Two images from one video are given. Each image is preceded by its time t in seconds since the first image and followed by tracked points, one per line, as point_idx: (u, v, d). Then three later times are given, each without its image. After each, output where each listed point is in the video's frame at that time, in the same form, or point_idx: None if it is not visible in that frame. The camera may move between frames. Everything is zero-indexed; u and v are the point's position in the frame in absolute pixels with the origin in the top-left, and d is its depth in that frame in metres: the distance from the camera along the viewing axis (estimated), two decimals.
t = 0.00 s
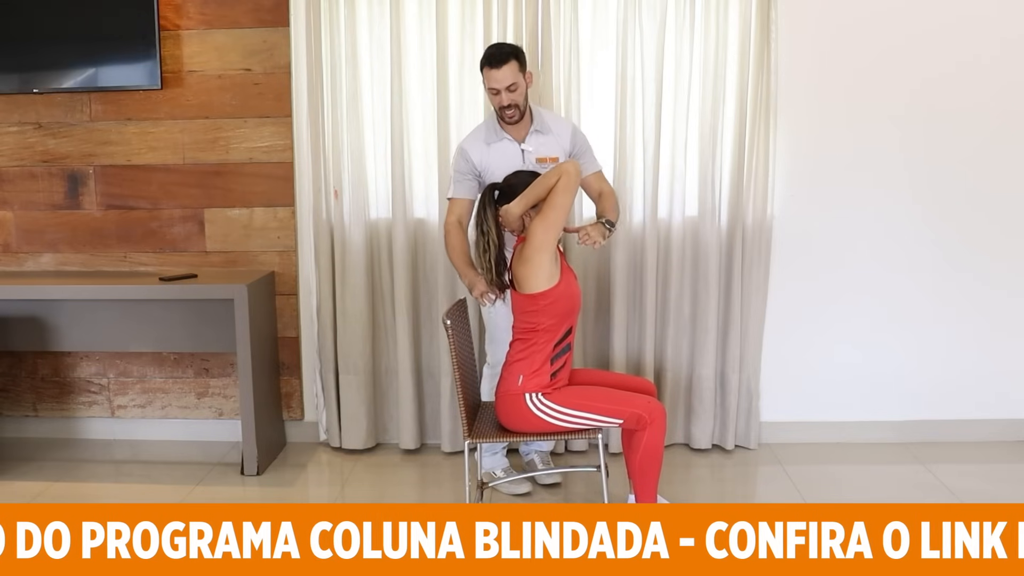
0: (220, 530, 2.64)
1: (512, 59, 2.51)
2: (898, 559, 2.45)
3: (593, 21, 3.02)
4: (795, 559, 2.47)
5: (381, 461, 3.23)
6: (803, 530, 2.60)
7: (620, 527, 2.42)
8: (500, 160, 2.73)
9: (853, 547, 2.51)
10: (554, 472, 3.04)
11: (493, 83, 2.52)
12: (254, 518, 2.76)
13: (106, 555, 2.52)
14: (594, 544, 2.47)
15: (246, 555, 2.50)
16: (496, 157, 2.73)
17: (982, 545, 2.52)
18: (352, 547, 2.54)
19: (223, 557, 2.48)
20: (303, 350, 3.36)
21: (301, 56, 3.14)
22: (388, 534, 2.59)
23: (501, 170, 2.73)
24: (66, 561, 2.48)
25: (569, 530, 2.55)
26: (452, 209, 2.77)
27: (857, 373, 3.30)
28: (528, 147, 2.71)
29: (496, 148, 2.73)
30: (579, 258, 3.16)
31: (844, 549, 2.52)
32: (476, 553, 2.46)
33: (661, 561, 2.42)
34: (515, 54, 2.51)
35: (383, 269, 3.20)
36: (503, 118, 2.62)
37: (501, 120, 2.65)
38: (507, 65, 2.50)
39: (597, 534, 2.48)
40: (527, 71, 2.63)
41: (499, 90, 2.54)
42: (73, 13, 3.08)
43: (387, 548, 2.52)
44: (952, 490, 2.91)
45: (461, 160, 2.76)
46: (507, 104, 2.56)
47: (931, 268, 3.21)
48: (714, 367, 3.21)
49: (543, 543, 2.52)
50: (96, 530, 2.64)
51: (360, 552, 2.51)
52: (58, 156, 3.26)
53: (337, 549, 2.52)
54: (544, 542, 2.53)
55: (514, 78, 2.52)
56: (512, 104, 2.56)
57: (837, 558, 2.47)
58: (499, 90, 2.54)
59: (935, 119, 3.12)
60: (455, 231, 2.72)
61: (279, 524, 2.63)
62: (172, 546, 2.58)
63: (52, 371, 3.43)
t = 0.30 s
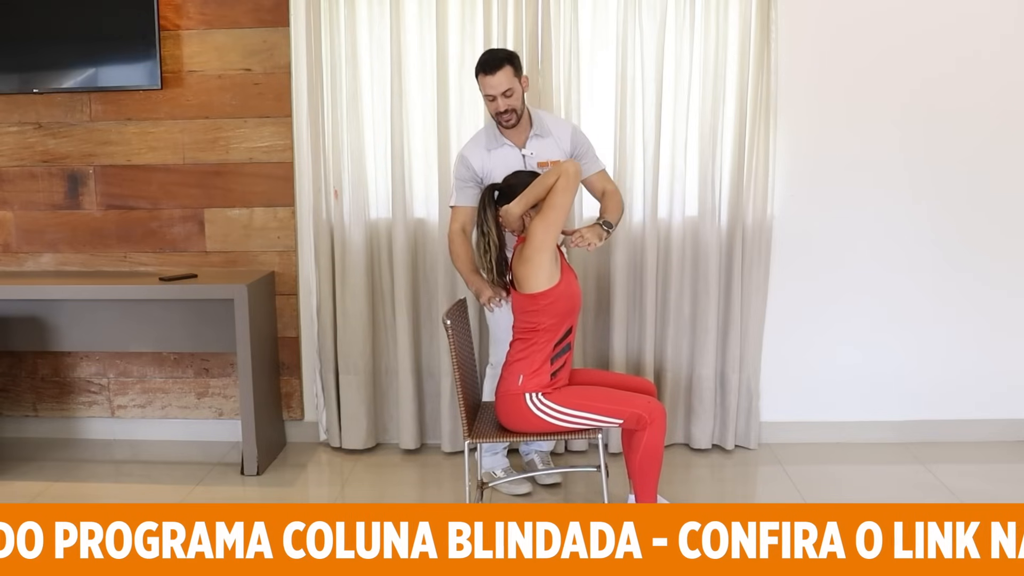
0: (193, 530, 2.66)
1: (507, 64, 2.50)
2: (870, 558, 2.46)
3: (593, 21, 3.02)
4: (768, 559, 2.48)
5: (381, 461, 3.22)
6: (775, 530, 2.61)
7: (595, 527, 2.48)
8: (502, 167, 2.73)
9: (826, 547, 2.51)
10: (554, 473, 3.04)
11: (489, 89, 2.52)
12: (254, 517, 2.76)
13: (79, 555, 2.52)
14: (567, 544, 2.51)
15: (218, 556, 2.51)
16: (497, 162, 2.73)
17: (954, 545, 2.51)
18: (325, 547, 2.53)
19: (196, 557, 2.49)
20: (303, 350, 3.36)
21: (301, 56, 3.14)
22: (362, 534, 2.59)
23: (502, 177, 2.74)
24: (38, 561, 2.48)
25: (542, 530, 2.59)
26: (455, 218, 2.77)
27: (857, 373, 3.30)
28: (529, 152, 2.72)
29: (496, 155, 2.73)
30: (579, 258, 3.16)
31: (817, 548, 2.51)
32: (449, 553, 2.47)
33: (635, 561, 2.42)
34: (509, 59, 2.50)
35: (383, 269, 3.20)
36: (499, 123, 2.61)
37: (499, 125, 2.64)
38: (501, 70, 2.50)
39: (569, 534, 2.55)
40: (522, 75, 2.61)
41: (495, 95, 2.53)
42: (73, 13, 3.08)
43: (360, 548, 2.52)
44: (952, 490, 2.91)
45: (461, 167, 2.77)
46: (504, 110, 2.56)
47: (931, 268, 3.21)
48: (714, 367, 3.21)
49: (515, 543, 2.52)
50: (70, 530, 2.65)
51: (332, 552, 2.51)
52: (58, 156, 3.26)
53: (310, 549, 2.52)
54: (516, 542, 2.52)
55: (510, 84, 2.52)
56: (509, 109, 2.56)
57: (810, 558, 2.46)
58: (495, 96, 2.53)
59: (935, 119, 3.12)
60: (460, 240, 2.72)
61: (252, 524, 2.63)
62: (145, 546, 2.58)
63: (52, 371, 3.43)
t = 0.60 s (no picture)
0: (166, 530, 2.66)
1: (502, 67, 2.49)
2: (843, 558, 2.45)
3: (593, 21, 3.02)
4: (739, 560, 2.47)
5: (381, 461, 3.22)
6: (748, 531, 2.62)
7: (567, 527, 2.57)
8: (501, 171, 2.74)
9: (799, 547, 2.51)
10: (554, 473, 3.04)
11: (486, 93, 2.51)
12: (254, 518, 2.76)
13: (52, 555, 2.51)
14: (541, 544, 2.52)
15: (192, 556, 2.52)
16: (497, 165, 2.74)
17: (927, 545, 2.52)
18: (298, 547, 2.53)
19: (170, 557, 2.50)
20: (303, 350, 3.36)
21: (301, 56, 3.14)
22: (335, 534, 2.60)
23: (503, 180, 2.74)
24: (10, 561, 2.47)
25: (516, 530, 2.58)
26: (455, 221, 2.78)
27: (857, 373, 3.30)
28: (528, 154, 2.71)
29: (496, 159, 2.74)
30: (579, 258, 3.16)
31: (790, 549, 2.50)
32: (422, 553, 2.48)
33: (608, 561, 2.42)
34: (505, 62, 2.50)
35: (383, 269, 3.20)
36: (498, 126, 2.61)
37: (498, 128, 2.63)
38: (496, 73, 2.49)
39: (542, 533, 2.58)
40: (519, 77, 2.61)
41: (492, 99, 2.53)
42: (73, 13, 3.08)
43: (334, 549, 2.53)
44: (952, 490, 2.91)
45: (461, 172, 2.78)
46: (501, 113, 2.55)
47: (931, 268, 3.21)
48: (714, 367, 3.21)
49: (489, 544, 2.49)
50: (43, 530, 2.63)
51: (305, 552, 2.51)
52: (58, 156, 3.26)
53: (283, 549, 2.51)
54: (489, 543, 2.49)
55: (507, 87, 2.52)
56: (506, 112, 2.55)
57: (783, 558, 2.46)
58: (492, 100, 2.53)
59: (934, 119, 3.12)
60: (460, 242, 2.74)
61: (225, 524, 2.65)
62: (118, 546, 2.58)
63: (52, 371, 3.43)
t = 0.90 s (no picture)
0: (139, 529, 2.65)
1: (497, 69, 2.50)
2: (816, 559, 2.46)
3: (593, 21, 3.02)
4: (711, 560, 2.46)
5: (381, 461, 3.22)
6: (721, 531, 2.61)
7: (539, 527, 2.60)
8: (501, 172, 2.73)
9: (772, 547, 2.51)
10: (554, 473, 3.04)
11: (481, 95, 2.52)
12: (256, 518, 2.76)
13: (24, 555, 2.50)
14: (513, 544, 2.52)
15: (165, 555, 2.53)
16: (496, 166, 2.74)
17: (900, 544, 2.54)
18: (271, 547, 2.53)
19: (142, 557, 2.51)
20: (303, 350, 3.36)
21: (301, 56, 3.14)
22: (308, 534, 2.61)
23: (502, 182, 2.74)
24: None
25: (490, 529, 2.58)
26: (455, 224, 2.78)
27: (857, 373, 3.30)
28: (525, 156, 2.71)
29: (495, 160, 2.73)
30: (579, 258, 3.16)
31: (763, 549, 2.50)
32: (395, 554, 2.49)
33: (580, 561, 2.43)
34: (501, 63, 2.51)
35: (383, 269, 3.20)
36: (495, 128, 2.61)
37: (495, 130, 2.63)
38: (492, 75, 2.50)
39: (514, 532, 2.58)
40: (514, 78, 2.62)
41: (488, 101, 2.53)
42: (73, 13, 3.08)
43: (306, 549, 2.54)
44: (952, 490, 2.91)
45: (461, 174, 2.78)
46: (497, 115, 2.55)
47: (931, 268, 3.21)
48: (714, 367, 3.21)
49: (461, 543, 2.51)
50: (15, 530, 2.62)
51: (279, 552, 2.52)
52: (58, 156, 3.26)
53: (255, 549, 2.51)
54: (462, 542, 2.51)
55: (503, 88, 2.52)
56: (502, 114, 2.56)
57: (755, 558, 2.47)
58: (487, 102, 2.53)
59: (934, 119, 3.12)
60: (460, 245, 2.75)
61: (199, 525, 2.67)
62: (91, 546, 2.57)
63: (52, 371, 3.43)
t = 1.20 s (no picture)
0: (112, 529, 2.65)
1: (495, 71, 2.50)
2: (789, 559, 2.46)
3: (593, 21, 3.02)
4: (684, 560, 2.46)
5: (381, 461, 3.22)
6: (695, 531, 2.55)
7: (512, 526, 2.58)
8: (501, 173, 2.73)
9: (745, 547, 2.52)
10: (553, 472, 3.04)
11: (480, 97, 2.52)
12: (257, 518, 2.76)
13: None
14: (487, 544, 2.49)
15: (138, 555, 2.53)
16: (495, 168, 2.73)
17: (873, 545, 2.55)
18: (244, 547, 2.53)
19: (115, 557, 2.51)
20: (303, 350, 3.36)
21: (301, 56, 3.14)
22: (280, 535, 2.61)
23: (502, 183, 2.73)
24: None
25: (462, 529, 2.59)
26: (456, 226, 2.79)
27: (857, 373, 3.30)
28: (525, 157, 2.71)
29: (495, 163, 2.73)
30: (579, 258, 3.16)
31: (736, 549, 2.52)
32: (368, 553, 2.50)
33: (552, 561, 2.44)
34: (498, 66, 2.51)
35: (383, 269, 3.20)
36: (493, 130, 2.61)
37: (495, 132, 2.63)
38: (491, 77, 2.50)
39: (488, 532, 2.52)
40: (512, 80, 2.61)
41: (487, 103, 2.53)
42: (73, 12, 3.08)
43: (279, 549, 2.54)
44: (952, 490, 2.91)
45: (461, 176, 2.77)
46: (495, 117, 2.55)
47: (931, 268, 3.21)
48: (714, 367, 3.21)
49: (434, 543, 2.54)
50: None
51: (251, 553, 2.53)
52: (58, 156, 3.26)
53: (229, 549, 2.52)
54: (434, 542, 2.54)
55: (500, 90, 2.52)
56: (500, 115, 2.55)
57: (728, 557, 2.48)
58: (485, 103, 2.53)
59: (934, 119, 3.12)
60: (462, 248, 2.76)
61: (172, 524, 2.66)
62: (63, 546, 2.57)
63: (52, 371, 3.43)
